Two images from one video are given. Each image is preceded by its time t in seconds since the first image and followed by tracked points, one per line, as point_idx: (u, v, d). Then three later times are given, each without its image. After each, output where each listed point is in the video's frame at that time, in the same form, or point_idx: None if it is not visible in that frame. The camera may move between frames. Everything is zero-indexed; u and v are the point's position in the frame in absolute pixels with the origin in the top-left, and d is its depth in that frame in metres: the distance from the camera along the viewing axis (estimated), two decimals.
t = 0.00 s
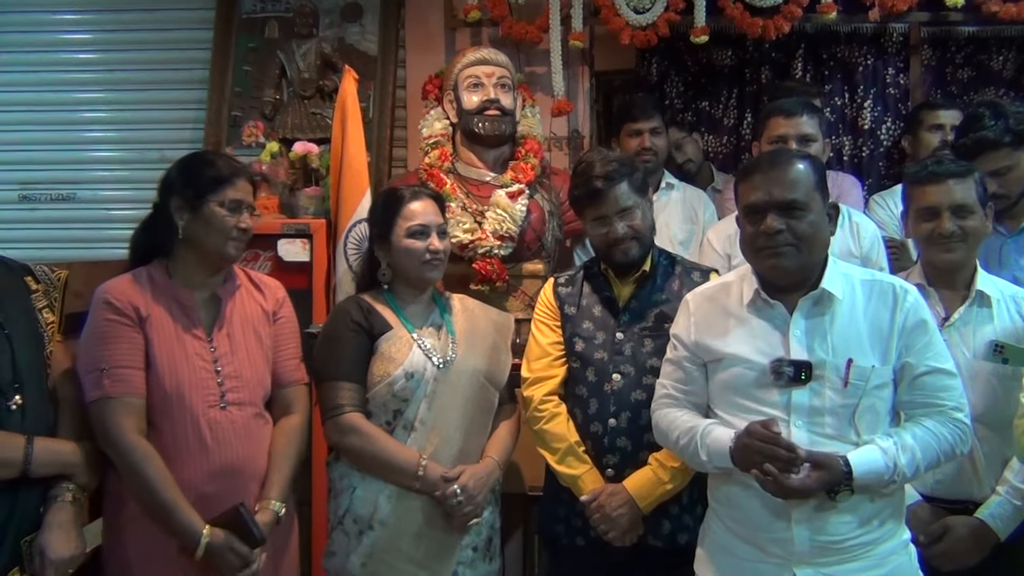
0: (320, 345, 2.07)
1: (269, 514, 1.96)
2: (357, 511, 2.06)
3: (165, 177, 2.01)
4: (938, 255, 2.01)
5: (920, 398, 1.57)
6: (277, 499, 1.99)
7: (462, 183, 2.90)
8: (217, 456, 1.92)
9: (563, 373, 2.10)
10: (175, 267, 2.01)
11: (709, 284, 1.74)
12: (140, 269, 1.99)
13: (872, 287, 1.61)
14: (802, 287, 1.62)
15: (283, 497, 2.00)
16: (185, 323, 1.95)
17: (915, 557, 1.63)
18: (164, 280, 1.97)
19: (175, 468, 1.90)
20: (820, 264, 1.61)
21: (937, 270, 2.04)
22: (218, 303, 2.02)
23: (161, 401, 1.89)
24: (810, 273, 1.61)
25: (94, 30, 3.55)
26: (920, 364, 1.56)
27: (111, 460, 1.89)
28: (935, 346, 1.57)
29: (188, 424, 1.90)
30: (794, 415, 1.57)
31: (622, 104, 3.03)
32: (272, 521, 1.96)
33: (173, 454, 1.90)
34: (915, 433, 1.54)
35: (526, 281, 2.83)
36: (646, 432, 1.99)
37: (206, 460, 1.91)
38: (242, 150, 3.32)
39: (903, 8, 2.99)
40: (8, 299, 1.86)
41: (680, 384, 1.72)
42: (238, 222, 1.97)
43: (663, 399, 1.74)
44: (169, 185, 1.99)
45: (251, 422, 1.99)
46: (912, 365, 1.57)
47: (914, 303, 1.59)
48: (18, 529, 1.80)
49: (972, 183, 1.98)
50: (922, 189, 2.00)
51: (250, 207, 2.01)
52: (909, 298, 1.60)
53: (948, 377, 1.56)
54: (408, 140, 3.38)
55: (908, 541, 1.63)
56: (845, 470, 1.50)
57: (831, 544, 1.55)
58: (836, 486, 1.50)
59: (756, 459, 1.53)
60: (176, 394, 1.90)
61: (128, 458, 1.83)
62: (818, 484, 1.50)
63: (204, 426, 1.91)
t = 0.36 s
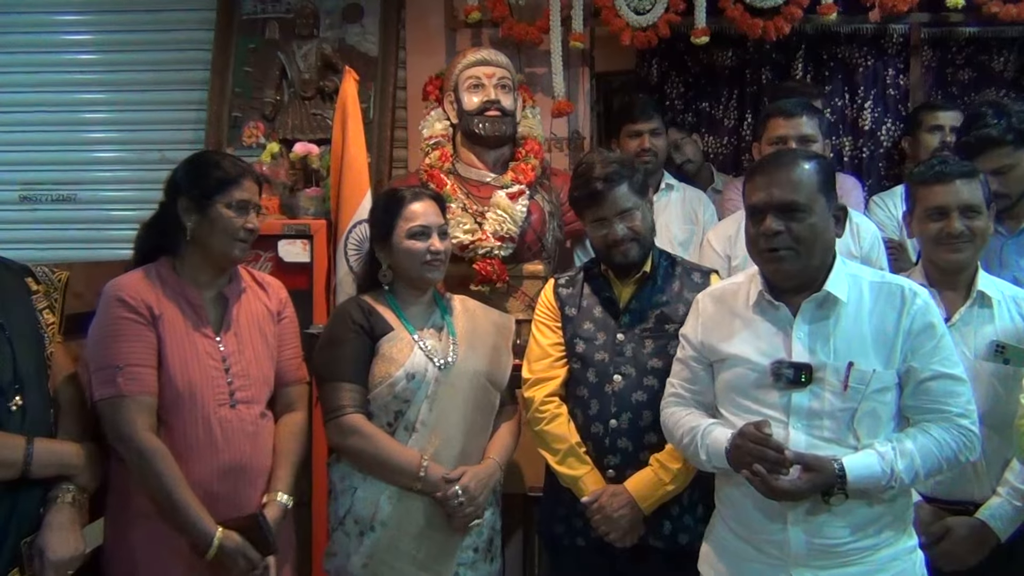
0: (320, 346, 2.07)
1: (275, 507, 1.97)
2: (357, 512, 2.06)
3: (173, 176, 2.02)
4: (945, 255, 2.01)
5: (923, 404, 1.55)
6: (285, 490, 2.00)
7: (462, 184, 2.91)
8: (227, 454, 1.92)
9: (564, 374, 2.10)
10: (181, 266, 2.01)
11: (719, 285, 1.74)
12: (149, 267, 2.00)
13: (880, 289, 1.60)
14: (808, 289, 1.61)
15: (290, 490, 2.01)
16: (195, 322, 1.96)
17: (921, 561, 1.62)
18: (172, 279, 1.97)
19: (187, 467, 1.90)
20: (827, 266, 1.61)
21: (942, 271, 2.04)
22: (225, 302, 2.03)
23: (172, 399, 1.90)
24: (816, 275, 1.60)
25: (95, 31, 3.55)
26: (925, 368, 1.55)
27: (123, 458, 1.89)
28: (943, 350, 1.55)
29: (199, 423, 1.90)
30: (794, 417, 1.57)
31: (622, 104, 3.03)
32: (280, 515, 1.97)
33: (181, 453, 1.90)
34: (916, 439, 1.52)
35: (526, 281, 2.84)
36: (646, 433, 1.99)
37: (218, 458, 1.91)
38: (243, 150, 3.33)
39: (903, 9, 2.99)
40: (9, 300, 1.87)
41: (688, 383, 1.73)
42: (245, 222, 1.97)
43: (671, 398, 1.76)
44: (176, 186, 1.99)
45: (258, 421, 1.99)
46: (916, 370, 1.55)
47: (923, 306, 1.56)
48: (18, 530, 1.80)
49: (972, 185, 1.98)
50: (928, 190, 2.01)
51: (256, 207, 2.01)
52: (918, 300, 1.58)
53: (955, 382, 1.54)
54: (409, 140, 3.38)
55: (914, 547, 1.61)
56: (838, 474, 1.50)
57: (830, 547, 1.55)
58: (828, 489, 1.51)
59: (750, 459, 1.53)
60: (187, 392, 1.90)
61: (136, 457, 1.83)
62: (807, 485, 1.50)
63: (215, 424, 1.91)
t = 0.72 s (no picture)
0: (321, 346, 2.07)
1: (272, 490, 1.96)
2: (358, 512, 2.06)
3: (175, 177, 2.02)
4: (946, 255, 2.01)
5: (942, 406, 1.50)
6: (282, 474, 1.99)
7: (462, 184, 2.91)
8: (226, 452, 1.93)
9: (563, 374, 2.10)
10: (182, 265, 2.01)
11: (733, 286, 1.75)
12: (150, 266, 2.00)
13: (892, 292, 1.58)
14: (817, 291, 1.60)
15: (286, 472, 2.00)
16: (195, 320, 1.96)
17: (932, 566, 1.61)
18: (173, 277, 1.97)
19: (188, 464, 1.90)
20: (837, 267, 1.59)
21: (944, 271, 2.04)
22: (226, 301, 2.03)
23: (172, 397, 1.90)
24: (826, 276, 1.58)
25: (95, 31, 3.55)
26: (944, 372, 1.50)
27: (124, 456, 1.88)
28: (960, 354, 1.51)
29: (199, 421, 1.90)
30: (799, 418, 1.56)
31: (622, 105, 3.03)
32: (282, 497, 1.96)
33: (183, 450, 1.90)
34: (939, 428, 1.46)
35: (526, 281, 2.84)
36: (645, 433, 1.99)
37: (215, 457, 1.92)
38: (243, 151, 3.33)
39: (903, 9, 2.99)
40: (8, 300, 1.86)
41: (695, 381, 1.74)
42: (245, 224, 1.97)
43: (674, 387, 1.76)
44: (178, 186, 1.99)
45: (257, 419, 2.00)
46: (933, 373, 1.50)
47: (937, 310, 1.53)
48: (17, 530, 1.80)
49: (973, 185, 1.98)
50: (930, 189, 2.01)
51: (256, 209, 2.01)
52: (933, 303, 1.54)
53: (974, 386, 1.49)
54: (409, 140, 3.38)
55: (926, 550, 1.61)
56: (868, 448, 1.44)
57: (836, 549, 1.55)
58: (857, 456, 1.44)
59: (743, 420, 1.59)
60: (188, 390, 1.90)
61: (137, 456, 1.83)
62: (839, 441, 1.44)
63: (214, 421, 1.92)
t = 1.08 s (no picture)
0: (322, 346, 2.08)
1: (223, 456, 1.88)
2: (357, 512, 2.06)
3: (176, 177, 2.02)
4: (947, 253, 2.02)
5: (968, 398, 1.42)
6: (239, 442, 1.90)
7: (462, 184, 2.91)
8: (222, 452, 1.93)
9: (564, 373, 2.10)
10: (182, 265, 2.01)
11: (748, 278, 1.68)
12: (151, 265, 2.01)
13: (906, 291, 1.54)
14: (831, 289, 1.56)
15: (245, 445, 1.91)
16: (194, 318, 1.96)
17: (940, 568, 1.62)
18: (174, 277, 1.98)
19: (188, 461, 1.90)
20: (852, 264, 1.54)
21: (944, 271, 2.05)
22: (223, 302, 2.03)
23: (171, 394, 1.90)
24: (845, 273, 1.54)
25: (95, 32, 3.55)
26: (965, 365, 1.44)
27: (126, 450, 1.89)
28: (982, 349, 1.44)
29: (196, 418, 1.91)
30: (810, 414, 1.54)
31: (622, 105, 3.03)
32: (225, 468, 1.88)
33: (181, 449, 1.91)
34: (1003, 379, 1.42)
35: (526, 281, 2.83)
36: (645, 432, 1.99)
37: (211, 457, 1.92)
38: (243, 151, 3.33)
39: (903, 9, 2.99)
40: (8, 300, 1.86)
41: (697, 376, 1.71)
42: (244, 225, 1.97)
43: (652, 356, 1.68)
44: (179, 186, 1.99)
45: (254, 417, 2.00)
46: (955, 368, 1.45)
47: (953, 307, 1.48)
48: (16, 530, 1.80)
49: (975, 185, 1.99)
50: (931, 188, 2.02)
51: (255, 210, 2.01)
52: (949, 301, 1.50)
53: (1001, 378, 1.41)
54: (409, 141, 3.38)
55: (933, 554, 1.62)
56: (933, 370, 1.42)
57: (842, 550, 1.56)
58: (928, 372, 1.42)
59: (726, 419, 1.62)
60: (186, 387, 1.91)
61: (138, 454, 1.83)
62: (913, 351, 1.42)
63: (210, 419, 1.92)
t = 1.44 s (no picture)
0: (321, 347, 2.07)
1: (228, 468, 1.88)
2: (356, 513, 2.06)
3: (175, 176, 2.02)
4: (948, 252, 2.03)
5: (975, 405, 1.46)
6: (243, 454, 1.91)
7: (462, 184, 2.91)
8: (220, 452, 1.93)
9: (563, 374, 2.10)
10: (180, 265, 2.01)
11: (751, 280, 1.69)
12: (149, 265, 2.00)
13: (914, 292, 1.55)
14: (836, 292, 1.56)
15: (250, 457, 1.91)
16: (191, 319, 1.96)
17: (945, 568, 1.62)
18: (171, 277, 1.98)
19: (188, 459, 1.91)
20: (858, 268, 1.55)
21: (946, 270, 2.06)
22: (221, 302, 2.03)
23: (168, 394, 1.90)
24: (848, 277, 1.54)
25: (95, 32, 3.55)
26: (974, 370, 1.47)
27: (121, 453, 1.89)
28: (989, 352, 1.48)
29: (193, 418, 1.91)
30: (818, 420, 1.53)
31: (622, 105, 3.03)
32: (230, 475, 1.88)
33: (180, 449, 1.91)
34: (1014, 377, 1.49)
35: (526, 282, 2.83)
36: (645, 433, 1.99)
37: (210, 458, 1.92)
38: (243, 151, 3.32)
39: (903, 10, 2.99)
40: (8, 300, 1.86)
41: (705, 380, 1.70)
42: (242, 226, 1.97)
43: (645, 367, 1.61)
44: (177, 186, 1.99)
45: (252, 417, 2.00)
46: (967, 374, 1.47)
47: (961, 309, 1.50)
48: (17, 530, 1.80)
49: (976, 184, 2.00)
50: (933, 187, 2.03)
51: (253, 210, 2.00)
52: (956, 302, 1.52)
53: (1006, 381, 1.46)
54: (409, 141, 3.38)
55: (939, 554, 1.62)
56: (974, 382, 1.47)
57: (849, 553, 1.55)
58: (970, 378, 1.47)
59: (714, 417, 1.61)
60: (183, 388, 1.91)
61: (138, 453, 1.83)
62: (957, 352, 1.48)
63: (207, 419, 1.92)
